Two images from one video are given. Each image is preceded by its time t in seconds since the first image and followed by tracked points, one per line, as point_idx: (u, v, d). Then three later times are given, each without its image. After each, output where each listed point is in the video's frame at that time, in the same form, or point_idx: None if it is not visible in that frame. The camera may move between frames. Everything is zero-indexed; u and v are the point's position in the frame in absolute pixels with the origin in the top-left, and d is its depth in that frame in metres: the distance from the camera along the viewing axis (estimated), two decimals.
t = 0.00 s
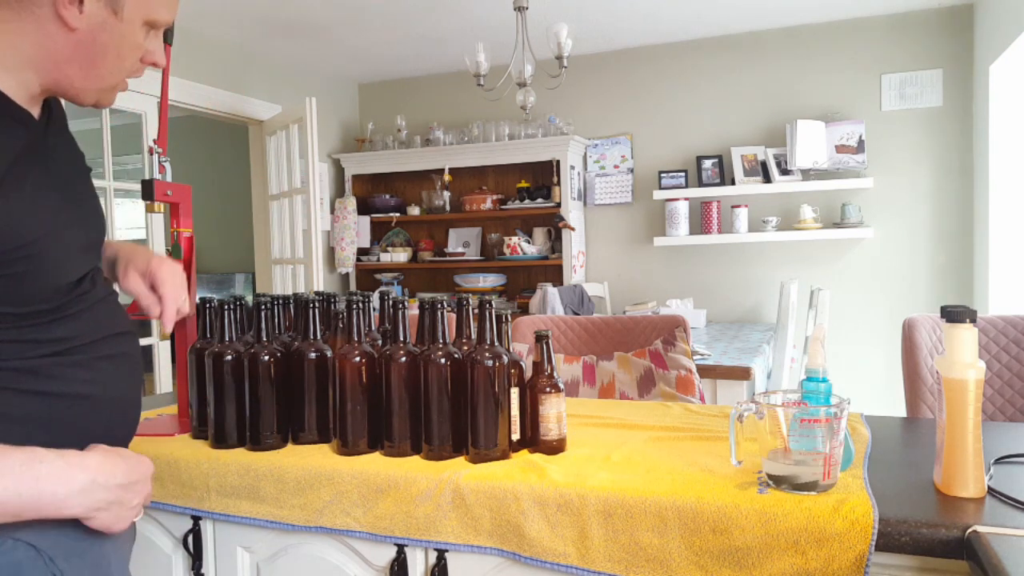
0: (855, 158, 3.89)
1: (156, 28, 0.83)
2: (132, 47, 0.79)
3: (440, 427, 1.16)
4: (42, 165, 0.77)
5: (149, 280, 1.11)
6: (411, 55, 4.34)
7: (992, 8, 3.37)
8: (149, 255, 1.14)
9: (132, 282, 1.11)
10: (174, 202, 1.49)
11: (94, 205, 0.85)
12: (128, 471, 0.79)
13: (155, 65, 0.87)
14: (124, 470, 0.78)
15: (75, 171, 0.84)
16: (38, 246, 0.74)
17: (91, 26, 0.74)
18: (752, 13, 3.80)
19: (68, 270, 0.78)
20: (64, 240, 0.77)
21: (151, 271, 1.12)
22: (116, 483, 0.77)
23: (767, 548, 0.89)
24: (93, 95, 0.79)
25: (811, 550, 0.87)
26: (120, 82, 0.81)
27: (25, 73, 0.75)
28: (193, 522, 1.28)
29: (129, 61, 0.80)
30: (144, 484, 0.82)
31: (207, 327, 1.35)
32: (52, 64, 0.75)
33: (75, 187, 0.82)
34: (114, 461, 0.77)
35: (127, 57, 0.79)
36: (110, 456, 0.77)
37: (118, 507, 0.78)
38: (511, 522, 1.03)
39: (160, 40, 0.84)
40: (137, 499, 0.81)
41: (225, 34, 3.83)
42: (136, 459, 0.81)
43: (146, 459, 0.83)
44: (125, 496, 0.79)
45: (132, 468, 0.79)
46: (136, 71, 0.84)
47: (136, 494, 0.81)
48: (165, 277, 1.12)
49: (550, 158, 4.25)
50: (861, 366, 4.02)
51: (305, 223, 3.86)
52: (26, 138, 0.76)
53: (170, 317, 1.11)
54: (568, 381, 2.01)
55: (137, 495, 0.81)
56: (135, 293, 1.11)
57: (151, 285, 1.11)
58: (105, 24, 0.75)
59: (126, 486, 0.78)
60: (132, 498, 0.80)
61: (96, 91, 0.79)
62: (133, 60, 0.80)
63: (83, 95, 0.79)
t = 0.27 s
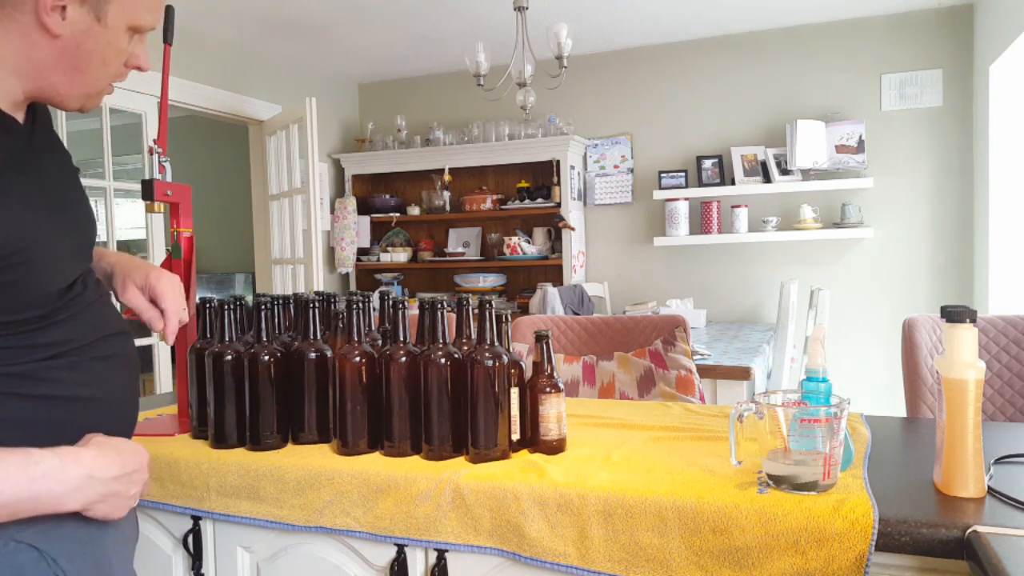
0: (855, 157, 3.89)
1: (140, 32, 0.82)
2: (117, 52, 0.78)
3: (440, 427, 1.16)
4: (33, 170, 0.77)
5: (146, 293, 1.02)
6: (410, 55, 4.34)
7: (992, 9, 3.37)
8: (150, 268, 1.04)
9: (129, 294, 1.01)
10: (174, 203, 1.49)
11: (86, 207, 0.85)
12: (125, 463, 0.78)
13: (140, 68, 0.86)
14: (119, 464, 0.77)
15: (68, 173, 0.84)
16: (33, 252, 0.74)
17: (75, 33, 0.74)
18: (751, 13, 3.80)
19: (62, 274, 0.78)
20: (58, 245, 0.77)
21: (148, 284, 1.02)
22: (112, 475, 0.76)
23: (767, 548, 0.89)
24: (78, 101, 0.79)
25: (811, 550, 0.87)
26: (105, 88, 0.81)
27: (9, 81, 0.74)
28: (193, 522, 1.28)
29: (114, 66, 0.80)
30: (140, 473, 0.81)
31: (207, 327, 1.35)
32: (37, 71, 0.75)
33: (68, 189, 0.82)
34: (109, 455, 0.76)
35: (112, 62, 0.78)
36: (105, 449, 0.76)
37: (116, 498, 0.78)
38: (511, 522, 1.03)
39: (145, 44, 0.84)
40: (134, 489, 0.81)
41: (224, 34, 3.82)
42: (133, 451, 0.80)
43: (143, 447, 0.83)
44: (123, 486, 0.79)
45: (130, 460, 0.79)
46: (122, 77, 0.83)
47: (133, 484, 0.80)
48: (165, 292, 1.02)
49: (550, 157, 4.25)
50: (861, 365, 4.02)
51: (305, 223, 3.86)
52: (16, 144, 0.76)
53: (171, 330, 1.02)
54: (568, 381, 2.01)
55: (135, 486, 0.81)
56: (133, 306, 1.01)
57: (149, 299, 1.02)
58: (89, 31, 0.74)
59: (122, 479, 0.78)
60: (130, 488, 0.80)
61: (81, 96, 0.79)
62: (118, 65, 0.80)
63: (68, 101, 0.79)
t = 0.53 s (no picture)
0: (855, 158, 3.89)
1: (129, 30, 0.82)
2: (105, 52, 0.78)
3: (440, 427, 1.16)
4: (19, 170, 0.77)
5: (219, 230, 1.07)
6: (411, 55, 4.34)
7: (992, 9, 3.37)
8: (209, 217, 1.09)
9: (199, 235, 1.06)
10: (174, 202, 1.49)
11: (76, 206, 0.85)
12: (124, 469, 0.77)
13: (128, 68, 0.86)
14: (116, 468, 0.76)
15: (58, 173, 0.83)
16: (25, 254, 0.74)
17: (61, 32, 0.74)
18: (751, 14, 3.80)
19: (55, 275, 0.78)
20: (50, 246, 0.77)
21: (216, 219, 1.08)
22: (107, 479, 0.75)
23: (767, 548, 0.89)
24: (67, 100, 0.79)
25: (811, 550, 0.87)
26: (94, 86, 0.81)
27: None
28: (193, 522, 1.27)
29: (103, 67, 0.80)
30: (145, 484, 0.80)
31: (207, 327, 1.35)
32: (24, 71, 0.74)
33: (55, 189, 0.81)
34: (104, 456, 0.75)
35: (100, 61, 0.78)
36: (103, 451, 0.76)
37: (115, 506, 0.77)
38: (511, 522, 1.03)
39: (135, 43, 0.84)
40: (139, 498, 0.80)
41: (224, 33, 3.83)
42: (135, 459, 0.79)
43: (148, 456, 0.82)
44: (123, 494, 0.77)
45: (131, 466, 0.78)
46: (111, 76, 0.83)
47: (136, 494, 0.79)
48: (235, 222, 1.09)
49: (550, 158, 4.26)
50: (861, 366, 4.02)
51: (305, 223, 3.87)
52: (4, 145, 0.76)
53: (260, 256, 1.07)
54: (568, 381, 2.01)
55: (138, 496, 0.79)
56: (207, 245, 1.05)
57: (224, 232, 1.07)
58: (76, 30, 0.74)
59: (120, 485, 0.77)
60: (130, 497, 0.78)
61: (69, 96, 0.79)
62: (106, 65, 0.80)
63: (56, 100, 0.79)
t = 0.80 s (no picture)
0: (855, 158, 3.89)
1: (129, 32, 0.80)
2: (100, 56, 0.76)
3: (440, 427, 1.16)
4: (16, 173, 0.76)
5: (264, 241, 1.05)
6: (411, 55, 4.34)
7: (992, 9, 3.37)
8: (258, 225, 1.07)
9: (246, 243, 1.04)
10: (174, 202, 1.49)
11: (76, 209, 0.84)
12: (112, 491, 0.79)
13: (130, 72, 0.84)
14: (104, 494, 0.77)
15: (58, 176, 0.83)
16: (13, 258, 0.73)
17: (53, 35, 0.72)
18: (751, 14, 3.80)
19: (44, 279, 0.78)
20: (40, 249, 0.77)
21: (270, 229, 1.06)
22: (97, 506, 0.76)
23: (767, 548, 0.89)
24: (62, 104, 0.78)
25: (811, 550, 0.87)
26: (90, 89, 0.79)
27: None
28: (193, 522, 1.27)
29: (99, 71, 0.78)
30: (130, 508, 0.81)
31: (207, 327, 1.35)
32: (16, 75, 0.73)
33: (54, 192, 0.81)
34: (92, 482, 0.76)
35: (95, 66, 0.76)
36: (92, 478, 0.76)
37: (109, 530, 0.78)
38: (511, 522, 1.03)
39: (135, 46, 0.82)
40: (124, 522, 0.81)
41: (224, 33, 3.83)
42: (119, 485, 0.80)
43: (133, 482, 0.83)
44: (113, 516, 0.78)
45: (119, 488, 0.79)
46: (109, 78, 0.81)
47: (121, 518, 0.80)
48: (289, 239, 1.07)
49: (550, 158, 4.26)
50: (862, 366, 4.02)
51: (305, 223, 3.87)
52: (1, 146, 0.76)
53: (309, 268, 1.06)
54: (568, 381, 2.01)
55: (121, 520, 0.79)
56: (251, 253, 1.02)
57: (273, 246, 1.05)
58: (68, 34, 0.73)
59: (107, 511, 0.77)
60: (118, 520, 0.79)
61: (64, 100, 0.77)
62: (103, 69, 0.78)
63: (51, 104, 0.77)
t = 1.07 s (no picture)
0: (855, 158, 3.89)
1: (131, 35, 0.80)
2: (100, 58, 0.76)
3: (440, 426, 1.16)
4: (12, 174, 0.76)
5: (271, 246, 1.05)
6: (411, 55, 4.34)
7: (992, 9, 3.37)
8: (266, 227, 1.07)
9: (250, 247, 1.04)
10: (174, 202, 1.49)
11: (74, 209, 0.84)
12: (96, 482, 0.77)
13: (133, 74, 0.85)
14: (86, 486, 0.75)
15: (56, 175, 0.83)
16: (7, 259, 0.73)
17: (52, 38, 0.72)
18: (751, 14, 3.80)
19: (41, 281, 0.78)
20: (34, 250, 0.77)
21: (275, 234, 1.06)
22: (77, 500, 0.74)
23: (767, 548, 0.89)
24: (63, 105, 0.78)
25: (811, 550, 0.87)
26: (91, 91, 0.79)
27: None
28: (193, 522, 1.28)
29: (99, 73, 0.78)
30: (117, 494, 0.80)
31: (207, 327, 1.35)
32: (16, 77, 0.73)
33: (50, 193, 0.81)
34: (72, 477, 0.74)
35: (95, 68, 0.77)
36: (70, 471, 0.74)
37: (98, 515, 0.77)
38: (511, 522, 1.03)
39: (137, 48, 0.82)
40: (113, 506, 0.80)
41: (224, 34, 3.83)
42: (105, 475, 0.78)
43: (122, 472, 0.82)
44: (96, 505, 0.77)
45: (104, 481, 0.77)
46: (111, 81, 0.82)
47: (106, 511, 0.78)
48: (294, 244, 1.07)
49: (550, 158, 4.26)
50: (862, 366, 4.02)
51: (305, 223, 3.87)
52: None
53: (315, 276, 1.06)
54: (568, 381, 2.01)
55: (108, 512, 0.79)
56: (256, 259, 1.02)
57: (277, 252, 1.05)
58: (67, 37, 0.73)
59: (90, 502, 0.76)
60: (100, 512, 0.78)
61: (64, 101, 0.78)
62: (103, 71, 0.78)
63: (51, 105, 0.78)
